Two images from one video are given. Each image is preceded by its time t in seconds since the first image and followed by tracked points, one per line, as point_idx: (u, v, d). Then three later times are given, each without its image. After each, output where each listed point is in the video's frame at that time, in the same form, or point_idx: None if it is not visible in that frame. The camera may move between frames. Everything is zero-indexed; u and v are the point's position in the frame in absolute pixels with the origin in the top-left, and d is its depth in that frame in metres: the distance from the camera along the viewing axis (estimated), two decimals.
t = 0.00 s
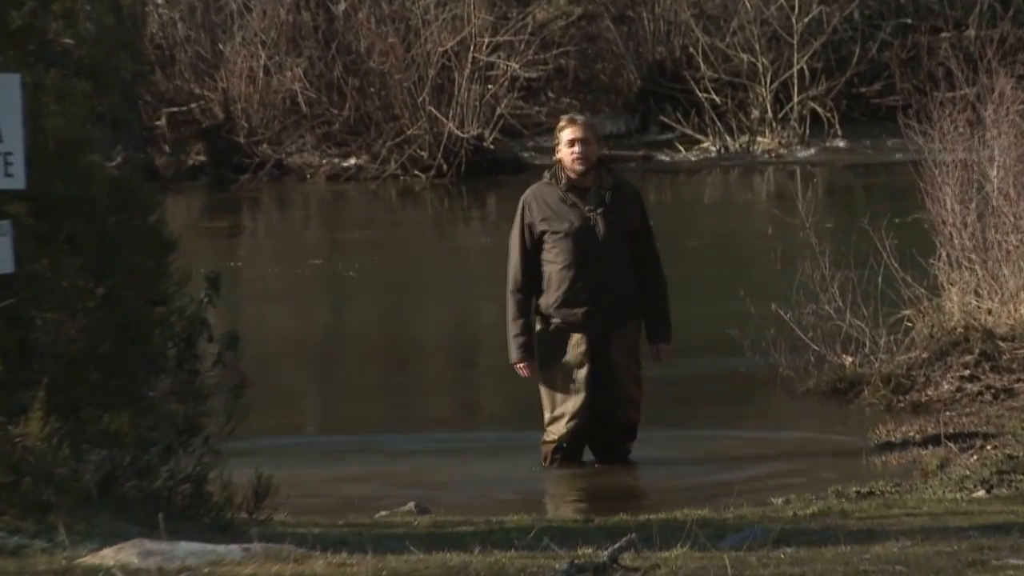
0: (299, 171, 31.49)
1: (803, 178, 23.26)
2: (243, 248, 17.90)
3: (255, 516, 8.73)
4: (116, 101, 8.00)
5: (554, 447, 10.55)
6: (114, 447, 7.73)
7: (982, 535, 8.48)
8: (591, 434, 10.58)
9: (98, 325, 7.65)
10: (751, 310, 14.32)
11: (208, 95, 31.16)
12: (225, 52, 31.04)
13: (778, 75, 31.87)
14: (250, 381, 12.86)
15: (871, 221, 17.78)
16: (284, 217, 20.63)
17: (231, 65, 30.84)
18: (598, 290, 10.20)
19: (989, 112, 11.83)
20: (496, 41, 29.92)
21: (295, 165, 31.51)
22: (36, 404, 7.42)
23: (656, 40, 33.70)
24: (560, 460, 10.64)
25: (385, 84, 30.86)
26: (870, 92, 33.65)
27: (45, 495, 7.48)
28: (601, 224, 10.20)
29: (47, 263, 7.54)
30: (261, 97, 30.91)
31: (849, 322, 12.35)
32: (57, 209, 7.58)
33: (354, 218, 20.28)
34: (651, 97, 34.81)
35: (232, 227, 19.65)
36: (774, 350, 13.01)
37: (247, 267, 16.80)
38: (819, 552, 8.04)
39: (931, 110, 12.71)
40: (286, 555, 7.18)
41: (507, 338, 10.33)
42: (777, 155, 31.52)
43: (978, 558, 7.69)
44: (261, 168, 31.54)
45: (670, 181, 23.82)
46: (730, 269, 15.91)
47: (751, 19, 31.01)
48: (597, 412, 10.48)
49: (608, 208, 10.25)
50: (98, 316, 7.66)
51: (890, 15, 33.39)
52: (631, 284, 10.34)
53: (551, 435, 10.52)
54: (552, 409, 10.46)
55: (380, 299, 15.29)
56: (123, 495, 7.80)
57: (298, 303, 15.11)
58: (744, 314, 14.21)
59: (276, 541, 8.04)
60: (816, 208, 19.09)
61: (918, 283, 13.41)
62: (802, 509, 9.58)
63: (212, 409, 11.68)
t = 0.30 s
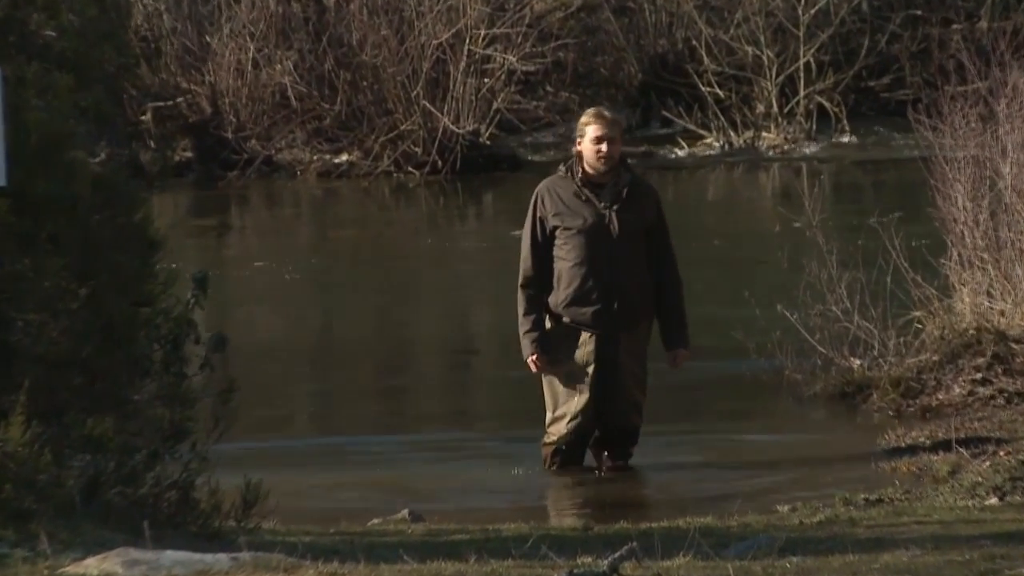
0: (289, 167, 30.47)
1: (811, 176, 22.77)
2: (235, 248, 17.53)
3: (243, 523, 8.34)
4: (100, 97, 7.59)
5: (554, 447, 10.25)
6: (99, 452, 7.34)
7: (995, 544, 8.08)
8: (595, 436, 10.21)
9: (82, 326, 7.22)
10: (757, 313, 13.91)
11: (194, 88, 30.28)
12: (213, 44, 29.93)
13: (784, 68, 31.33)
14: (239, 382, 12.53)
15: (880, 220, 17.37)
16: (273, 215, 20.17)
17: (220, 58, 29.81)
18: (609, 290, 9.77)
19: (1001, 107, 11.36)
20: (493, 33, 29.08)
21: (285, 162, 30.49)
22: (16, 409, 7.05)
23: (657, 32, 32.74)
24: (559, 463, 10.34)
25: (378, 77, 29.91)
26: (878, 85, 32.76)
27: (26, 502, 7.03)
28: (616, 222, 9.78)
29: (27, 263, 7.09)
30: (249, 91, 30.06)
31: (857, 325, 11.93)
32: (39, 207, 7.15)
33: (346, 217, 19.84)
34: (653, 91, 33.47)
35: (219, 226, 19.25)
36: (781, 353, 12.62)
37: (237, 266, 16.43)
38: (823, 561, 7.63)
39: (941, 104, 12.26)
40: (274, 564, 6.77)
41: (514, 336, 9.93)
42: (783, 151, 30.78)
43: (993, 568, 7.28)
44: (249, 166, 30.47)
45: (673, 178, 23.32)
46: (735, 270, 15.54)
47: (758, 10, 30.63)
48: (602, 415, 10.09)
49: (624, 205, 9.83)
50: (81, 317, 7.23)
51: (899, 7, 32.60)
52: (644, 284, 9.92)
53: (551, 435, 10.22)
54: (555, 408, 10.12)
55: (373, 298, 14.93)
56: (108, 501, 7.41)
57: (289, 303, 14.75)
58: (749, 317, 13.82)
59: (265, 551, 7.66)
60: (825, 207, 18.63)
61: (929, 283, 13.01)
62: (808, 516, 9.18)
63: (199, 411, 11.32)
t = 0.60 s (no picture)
0: (279, 164, 29.85)
1: (815, 175, 22.40)
2: (223, 249, 17.22)
3: (232, 531, 7.91)
4: (84, 95, 6.98)
5: (553, 456, 9.86)
6: (82, 457, 6.87)
7: (1001, 552, 7.78)
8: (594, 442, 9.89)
9: (68, 328, 6.81)
10: (760, 314, 13.61)
11: (182, 85, 29.62)
12: (201, 39, 29.50)
13: (788, 63, 30.55)
14: (227, 386, 12.22)
15: (885, 220, 17.05)
16: (261, 216, 19.82)
17: (206, 53, 29.29)
18: (607, 290, 9.46)
19: (1010, 104, 11.02)
20: (488, 28, 28.35)
21: (275, 159, 29.88)
22: None
23: (656, 26, 31.90)
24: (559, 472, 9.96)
25: (370, 72, 29.13)
26: (885, 82, 32.03)
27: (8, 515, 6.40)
28: (614, 221, 9.49)
29: (7, 262, 6.42)
30: (238, 87, 29.30)
31: (861, 326, 11.64)
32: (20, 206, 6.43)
33: (337, 217, 19.49)
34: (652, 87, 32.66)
35: (205, 227, 18.94)
36: (784, 356, 12.31)
37: (225, 267, 16.14)
38: (824, 570, 7.32)
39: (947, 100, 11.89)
40: (260, 573, 6.44)
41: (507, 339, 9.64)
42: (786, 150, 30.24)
43: None
44: (238, 163, 29.96)
45: (672, 178, 22.94)
46: (737, 270, 15.25)
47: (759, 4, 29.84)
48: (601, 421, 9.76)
49: (622, 204, 9.54)
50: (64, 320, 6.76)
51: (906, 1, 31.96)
52: (643, 285, 9.60)
53: (551, 443, 9.83)
54: (553, 415, 9.79)
55: (362, 299, 14.65)
56: (91, 508, 7.10)
57: (277, 304, 14.47)
58: (751, 319, 13.51)
59: (255, 559, 7.40)
60: (831, 207, 18.28)
61: (935, 285, 12.70)
62: (811, 524, 8.87)
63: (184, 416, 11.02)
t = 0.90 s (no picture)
0: (253, 169, 28.05)
1: (808, 179, 21.97)
2: (195, 257, 16.75)
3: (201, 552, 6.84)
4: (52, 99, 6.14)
5: (534, 472, 9.51)
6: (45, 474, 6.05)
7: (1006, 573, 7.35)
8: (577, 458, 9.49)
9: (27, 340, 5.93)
10: (752, 324, 13.19)
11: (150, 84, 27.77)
12: (169, 39, 27.51)
13: (782, 63, 30.05)
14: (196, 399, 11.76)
15: (880, 228, 16.65)
16: (233, 223, 19.33)
17: (177, 51, 27.39)
18: (589, 300, 9.06)
19: (1012, 106, 10.59)
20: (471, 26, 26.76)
21: (248, 163, 28.09)
22: None
23: (646, 26, 31.54)
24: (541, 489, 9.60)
25: (347, 72, 27.51)
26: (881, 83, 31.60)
27: None
28: (596, 227, 9.09)
29: None
30: (209, 88, 27.60)
31: (858, 337, 11.07)
32: None
33: (311, 224, 19.00)
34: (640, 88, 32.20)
35: (173, 233, 18.46)
36: (776, 369, 11.86)
37: (198, 276, 15.67)
38: None
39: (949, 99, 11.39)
40: None
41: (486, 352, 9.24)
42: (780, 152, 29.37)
43: None
44: (208, 167, 27.98)
45: (659, 182, 22.49)
46: (727, 278, 14.86)
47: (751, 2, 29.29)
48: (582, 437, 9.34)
49: (605, 208, 9.14)
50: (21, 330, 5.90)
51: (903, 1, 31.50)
52: (628, 294, 9.20)
53: (531, 458, 9.48)
54: (535, 429, 9.38)
55: (339, 308, 14.21)
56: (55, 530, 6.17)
57: (251, 314, 14.02)
58: (742, 328, 13.09)
59: None
60: (826, 212, 17.86)
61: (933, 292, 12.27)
62: (806, 543, 8.43)
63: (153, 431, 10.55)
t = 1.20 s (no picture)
0: (229, 182, 27.15)
1: (805, 193, 21.62)
2: (171, 275, 16.34)
3: None
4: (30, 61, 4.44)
5: (518, 497, 9.05)
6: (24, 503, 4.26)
7: None
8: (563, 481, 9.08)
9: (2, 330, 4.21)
10: (745, 343, 12.82)
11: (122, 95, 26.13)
12: (142, 47, 26.20)
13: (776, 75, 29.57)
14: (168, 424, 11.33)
15: (878, 243, 16.32)
16: (209, 238, 18.91)
17: (149, 60, 26.22)
18: (575, 317, 8.67)
19: (1016, 116, 10.23)
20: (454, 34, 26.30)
21: (224, 176, 27.16)
22: None
23: (636, 35, 31.06)
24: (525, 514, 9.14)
25: (326, 83, 26.67)
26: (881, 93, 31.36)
27: None
28: (582, 242, 8.70)
29: None
30: (183, 99, 26.35)
31: (856, 357, 10.70)
32: None
33: (289, 240, 18.60)
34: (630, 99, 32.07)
35: (147, 249, 18.04)
36: (772, 389, 11.49)
37: (177, 294, 15.28)
38: None
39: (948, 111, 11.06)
40: None
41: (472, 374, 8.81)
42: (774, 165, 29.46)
43: None
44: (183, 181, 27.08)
45: (650, 196, 22.13)
46: (722, 295, 14.49)
47: (746, 10, 28.70)
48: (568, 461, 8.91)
49: (590, 223, 8.74)
50: None
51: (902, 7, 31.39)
52: (614, 311, 8.83)
53: (514, 483, 9.01)
54: (520, 453, 8.91)
55: (320, 327, 13.83)
56: None
57: (230, 333, 13.64)
58: (735, 348, 12.74)
59: None
60: (821, 228, 17.53)
61: (932, 314, 11.92)
62: (803, 569, 7.93)
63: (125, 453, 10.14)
